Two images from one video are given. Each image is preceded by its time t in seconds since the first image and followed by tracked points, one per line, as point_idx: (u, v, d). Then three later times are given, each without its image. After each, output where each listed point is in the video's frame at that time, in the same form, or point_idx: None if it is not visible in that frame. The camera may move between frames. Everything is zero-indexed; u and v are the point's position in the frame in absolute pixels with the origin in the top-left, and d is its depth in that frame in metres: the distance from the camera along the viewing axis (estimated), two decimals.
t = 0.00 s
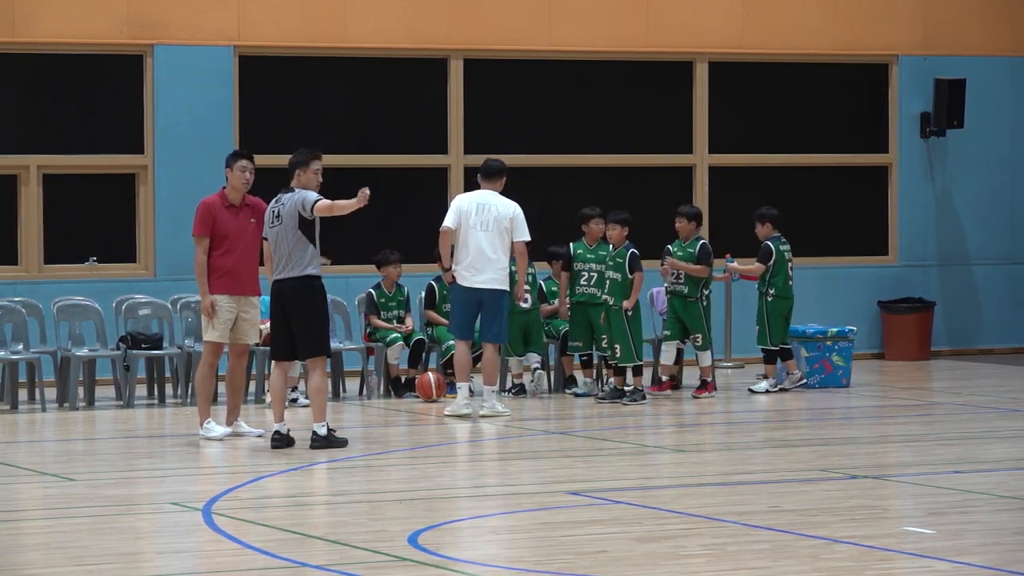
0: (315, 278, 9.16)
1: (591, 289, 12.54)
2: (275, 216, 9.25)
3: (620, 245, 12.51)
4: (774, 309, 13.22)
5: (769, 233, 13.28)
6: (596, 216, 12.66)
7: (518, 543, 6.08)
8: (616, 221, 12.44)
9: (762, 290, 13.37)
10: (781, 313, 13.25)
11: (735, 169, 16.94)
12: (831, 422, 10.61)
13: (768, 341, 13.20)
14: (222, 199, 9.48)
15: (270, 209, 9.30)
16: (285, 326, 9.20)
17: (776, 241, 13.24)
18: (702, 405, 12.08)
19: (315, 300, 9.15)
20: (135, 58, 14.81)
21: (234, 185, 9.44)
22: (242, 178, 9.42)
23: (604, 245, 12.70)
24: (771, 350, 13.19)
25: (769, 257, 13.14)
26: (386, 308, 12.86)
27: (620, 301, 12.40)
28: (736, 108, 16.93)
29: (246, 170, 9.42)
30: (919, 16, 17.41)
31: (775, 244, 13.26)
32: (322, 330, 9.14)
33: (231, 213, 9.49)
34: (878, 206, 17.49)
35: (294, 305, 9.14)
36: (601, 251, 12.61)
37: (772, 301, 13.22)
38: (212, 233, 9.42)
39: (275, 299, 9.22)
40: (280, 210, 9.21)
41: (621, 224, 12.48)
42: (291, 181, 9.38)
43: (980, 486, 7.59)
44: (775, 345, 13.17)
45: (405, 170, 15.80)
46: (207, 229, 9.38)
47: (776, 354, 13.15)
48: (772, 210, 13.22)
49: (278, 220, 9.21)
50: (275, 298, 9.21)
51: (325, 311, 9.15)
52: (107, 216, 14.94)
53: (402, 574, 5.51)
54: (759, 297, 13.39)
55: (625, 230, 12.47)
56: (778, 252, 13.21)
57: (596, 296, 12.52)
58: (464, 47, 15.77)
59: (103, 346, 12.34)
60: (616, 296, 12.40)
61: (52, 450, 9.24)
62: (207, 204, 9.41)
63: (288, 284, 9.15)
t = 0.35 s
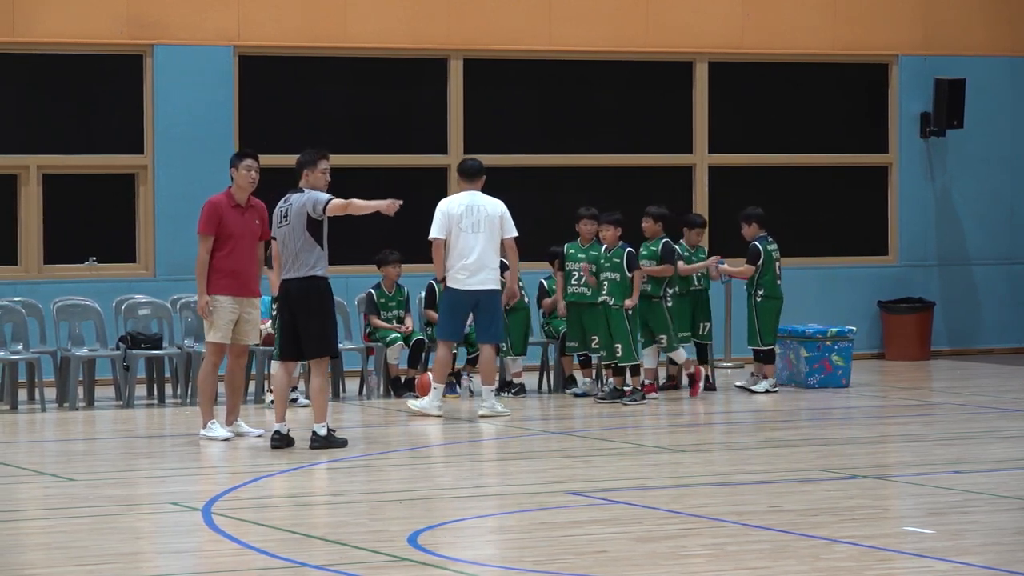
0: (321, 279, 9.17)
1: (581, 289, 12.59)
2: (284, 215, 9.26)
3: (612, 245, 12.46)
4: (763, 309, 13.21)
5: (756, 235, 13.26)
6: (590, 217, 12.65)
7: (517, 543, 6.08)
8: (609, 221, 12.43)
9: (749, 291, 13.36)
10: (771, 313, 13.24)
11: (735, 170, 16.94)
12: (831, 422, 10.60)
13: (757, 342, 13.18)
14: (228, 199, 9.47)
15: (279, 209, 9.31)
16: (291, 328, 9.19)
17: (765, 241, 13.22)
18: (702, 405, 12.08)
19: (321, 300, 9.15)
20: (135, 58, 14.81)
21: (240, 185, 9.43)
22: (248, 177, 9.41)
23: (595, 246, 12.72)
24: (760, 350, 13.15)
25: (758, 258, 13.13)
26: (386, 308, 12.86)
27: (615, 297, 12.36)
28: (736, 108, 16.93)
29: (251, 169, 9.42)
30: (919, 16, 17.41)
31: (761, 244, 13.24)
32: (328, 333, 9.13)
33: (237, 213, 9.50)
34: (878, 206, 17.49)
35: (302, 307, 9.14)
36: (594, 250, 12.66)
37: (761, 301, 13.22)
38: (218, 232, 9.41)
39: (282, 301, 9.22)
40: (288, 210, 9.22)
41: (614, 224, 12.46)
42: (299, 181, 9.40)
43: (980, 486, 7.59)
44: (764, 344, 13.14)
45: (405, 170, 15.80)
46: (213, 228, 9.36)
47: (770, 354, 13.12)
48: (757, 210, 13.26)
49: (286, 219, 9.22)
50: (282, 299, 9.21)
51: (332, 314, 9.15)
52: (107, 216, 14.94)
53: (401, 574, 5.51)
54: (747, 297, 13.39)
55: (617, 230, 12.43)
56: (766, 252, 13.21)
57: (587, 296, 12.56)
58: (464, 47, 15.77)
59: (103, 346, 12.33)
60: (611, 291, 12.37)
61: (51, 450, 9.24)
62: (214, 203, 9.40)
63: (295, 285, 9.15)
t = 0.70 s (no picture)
0: (327, 277, 9.16)
1: (578, 291, 12.77)
2: (291, 214, 9.26)
3: (609, 246, 12.46)
4: (756, 309, 13.27)
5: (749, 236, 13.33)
6: (583, 218, 12.60)
7: (518, 543, 6.08)
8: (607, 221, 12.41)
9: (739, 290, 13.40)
10: (762, 313, 13.31)
11: (735, 170, 16.94)
12: (832, 422, 10.61)
13: (751, 341, 13.22)
14: (232, 200, 9.48)
15: (286, 207, 9.30)
16: (295, 327, 9.18)
17: (759, 241, 13.24)
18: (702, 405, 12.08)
19: (325, 299, 9.14)
20: (135, 58, 14.81)
21: (242, 187, 9.45)
22: (250, 180, 9.45)
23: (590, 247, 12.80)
24: (754, 349, 13.17)
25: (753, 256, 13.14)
26: (386, 308, 12.87)
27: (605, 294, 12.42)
28: (736, 108, 16.93)
29: (254, 172, 9.45)
30: (918, 16, 17.41)
31: (757, 244, 13.29)
32: (331, 333, 9.13)
33: (241, 214, 9.52)
34: (878, 206, 17.49)
35: (306, 305, 9.14)
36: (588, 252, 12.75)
37: (752, 301, 13.26)
38: (223, 233, 9.41)
39: (287, 298, 9.21)
40: (296, 209, 9.21)
41: (611, 224, 12.44)
42: (307, 180, 9.41)
43: (980, 486, 7.59)
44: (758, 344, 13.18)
45: (405, 169, 15.80)
46: (221, 228, 9.37)
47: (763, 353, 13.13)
48: (749, 211, 13.42)
49: (293, 218, 9.21)
50: (287, 296, 9.21)
51: (335, 313, 9.14)
52: (107, 216, 14.93)
53: (401, 575, 5.50)
54: (738, 296, 13.41)
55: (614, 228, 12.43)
56: (761, 253, 13.23)
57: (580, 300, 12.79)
58: (464, 47, 15.77)
59: (103, 346, 12.33)
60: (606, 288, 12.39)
61: (52, 450, 9.24)
62: (221, 204, 9.39)
63: (300, 283, 9.15)
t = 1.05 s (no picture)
0: (330, 277, 9.17)
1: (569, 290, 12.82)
2: (296, 213, 9.27)
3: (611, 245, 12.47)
4: (751, 309, 13.30)
5: (744, 236, 13.34)
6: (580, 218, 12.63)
7: (517, 543, 6.08)
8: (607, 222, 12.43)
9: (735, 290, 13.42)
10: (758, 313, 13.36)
11: (735, 170, 16.94)
12: (831, 422, 10.60)
13: (750, 341, 13.21)
14: (234, 200, 9.47)
15: (291, 207, 9.33)
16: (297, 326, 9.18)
17: (756, 241, 13.23)
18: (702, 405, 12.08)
19: (327, 299, 9.13)
20: (135, 59, 14.81)
21: (244, 187, 9.47)
22: (252, 181, 9.48)
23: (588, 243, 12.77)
24: (752, 348, 13.17)
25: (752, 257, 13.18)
26: (386, 308, 12.87)
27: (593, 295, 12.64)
28: (736, 108, 16.93)
29: (256, 173, 9.48)
30: (918, 16, 17.40)
31: (753, 244, 13.29)
32: (332, 333, 9.13)
33: (243, 213, 9.52)
34: (878, 206, 17.48)
35: (308, 304, 9.14)
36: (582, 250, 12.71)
37: (750, 300, 13.33)
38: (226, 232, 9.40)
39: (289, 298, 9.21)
40: (301, 208, 9.23)
41: (613, 224, 12.46)
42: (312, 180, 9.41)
43: (980, 486, 7.59)
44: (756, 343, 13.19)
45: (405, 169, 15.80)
46: (225, 228, 9.36)
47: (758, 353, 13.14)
48: (743, 211, 13.52)
49: (298, 218, 9.21)
50: (289, 296, 9.22)
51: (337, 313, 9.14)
52: (107, 216, 14.93)
53: (401, 575, 5.50)
54: (733, 296, 13.43)
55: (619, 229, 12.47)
56: (758, 253, 13.25)
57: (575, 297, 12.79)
58: (463, 47, 15.77)
59: (103, 346, 12.33)
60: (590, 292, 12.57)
61: (52, 450, 9.24)
62: (225, 203, 9.38)
63: (303, 282, 9.15)
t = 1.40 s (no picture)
0: (330, 279, 9.17)
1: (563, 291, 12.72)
2: (299, 213, 9.26)
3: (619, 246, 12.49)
4: (750, 309, 13.31)
5: (744, 236, 13.34)
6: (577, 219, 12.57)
7: (517, 543, 6.07)
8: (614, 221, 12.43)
9: (734, 289, 13.41)
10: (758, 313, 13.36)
11: (735, 170, 16.94)
12: (832, 422, 10.60)
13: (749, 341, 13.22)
14: (237, 199, 9.50)
15: (294, 206, 9.33)
16: (296, 326, 9.19)
17: (756, 240, 13.22)
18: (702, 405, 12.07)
19: (325, 300, 9.14)
20: (135, 59, 14.81)
21: (247, 186, 9.48)
22: (255, 179, 9.47)
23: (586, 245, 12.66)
24: (751, 348, 13.17)
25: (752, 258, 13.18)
26: (386, 307, 12.85)
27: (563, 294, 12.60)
28: (736, 108, 16.92)
29: (259, 171, 9.46)
30: (918, 16, 17.40)
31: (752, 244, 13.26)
32: (330, 333, 9.14)
33: (246, 213, 9.54)
34: (878, 206, 17.48)
35: (306, 305, 9.13)
36: (581, 253, 12.58)
37: (749, 300, 13.32)
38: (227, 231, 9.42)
39: (288, 298, 9.20)
40: (305, 208, 9.22)
41: (619, 224, 12.47)
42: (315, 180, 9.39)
43: (980, 486, 7.59)
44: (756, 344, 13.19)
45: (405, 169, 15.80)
46: (226, 228, 9.37)
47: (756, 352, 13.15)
48: (743, 211, 13.52)
49: (301, 217, 9.21)
50: (287, 296, 9.20)
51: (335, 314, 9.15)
52: (107, 216, 14.93)
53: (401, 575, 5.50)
54: (733, 296, 13.43)
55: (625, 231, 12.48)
56: (758, 252, 13.23)
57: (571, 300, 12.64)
58: (463, 47, 15.77)
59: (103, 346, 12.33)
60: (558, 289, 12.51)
61: (51, 450, 9.24)
62: (227, 203, 9.40)
63: (303, 283, 9.13)
